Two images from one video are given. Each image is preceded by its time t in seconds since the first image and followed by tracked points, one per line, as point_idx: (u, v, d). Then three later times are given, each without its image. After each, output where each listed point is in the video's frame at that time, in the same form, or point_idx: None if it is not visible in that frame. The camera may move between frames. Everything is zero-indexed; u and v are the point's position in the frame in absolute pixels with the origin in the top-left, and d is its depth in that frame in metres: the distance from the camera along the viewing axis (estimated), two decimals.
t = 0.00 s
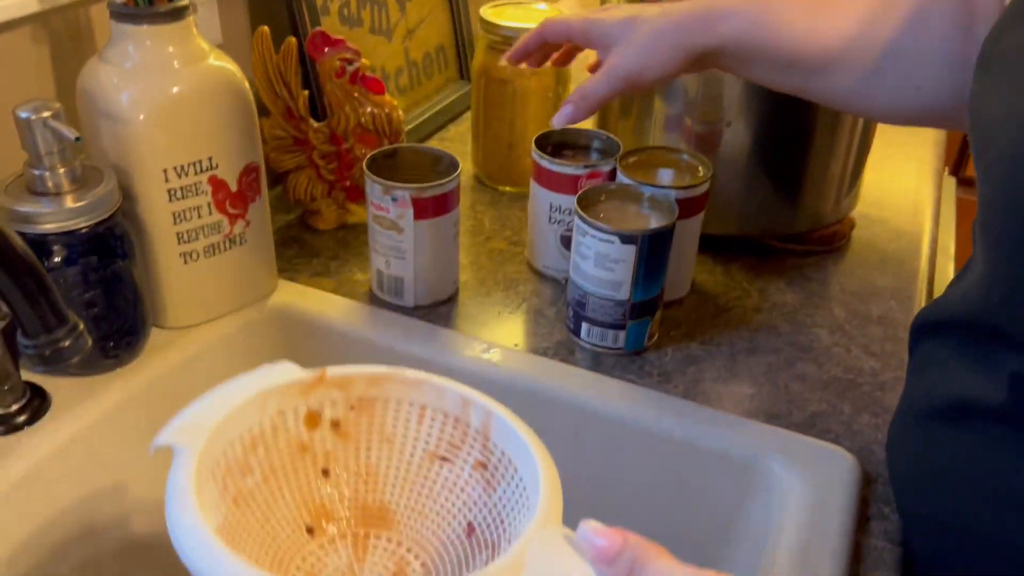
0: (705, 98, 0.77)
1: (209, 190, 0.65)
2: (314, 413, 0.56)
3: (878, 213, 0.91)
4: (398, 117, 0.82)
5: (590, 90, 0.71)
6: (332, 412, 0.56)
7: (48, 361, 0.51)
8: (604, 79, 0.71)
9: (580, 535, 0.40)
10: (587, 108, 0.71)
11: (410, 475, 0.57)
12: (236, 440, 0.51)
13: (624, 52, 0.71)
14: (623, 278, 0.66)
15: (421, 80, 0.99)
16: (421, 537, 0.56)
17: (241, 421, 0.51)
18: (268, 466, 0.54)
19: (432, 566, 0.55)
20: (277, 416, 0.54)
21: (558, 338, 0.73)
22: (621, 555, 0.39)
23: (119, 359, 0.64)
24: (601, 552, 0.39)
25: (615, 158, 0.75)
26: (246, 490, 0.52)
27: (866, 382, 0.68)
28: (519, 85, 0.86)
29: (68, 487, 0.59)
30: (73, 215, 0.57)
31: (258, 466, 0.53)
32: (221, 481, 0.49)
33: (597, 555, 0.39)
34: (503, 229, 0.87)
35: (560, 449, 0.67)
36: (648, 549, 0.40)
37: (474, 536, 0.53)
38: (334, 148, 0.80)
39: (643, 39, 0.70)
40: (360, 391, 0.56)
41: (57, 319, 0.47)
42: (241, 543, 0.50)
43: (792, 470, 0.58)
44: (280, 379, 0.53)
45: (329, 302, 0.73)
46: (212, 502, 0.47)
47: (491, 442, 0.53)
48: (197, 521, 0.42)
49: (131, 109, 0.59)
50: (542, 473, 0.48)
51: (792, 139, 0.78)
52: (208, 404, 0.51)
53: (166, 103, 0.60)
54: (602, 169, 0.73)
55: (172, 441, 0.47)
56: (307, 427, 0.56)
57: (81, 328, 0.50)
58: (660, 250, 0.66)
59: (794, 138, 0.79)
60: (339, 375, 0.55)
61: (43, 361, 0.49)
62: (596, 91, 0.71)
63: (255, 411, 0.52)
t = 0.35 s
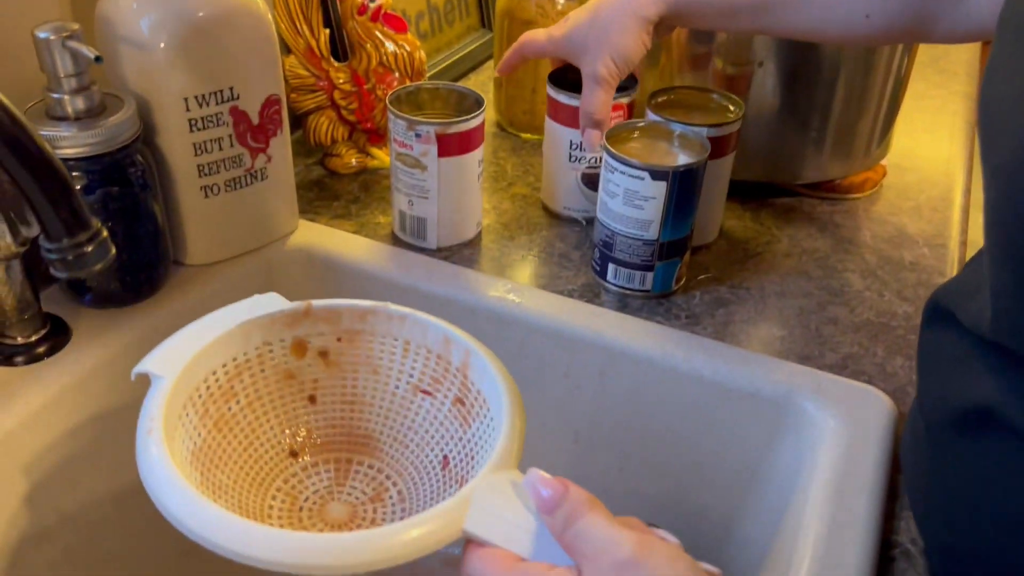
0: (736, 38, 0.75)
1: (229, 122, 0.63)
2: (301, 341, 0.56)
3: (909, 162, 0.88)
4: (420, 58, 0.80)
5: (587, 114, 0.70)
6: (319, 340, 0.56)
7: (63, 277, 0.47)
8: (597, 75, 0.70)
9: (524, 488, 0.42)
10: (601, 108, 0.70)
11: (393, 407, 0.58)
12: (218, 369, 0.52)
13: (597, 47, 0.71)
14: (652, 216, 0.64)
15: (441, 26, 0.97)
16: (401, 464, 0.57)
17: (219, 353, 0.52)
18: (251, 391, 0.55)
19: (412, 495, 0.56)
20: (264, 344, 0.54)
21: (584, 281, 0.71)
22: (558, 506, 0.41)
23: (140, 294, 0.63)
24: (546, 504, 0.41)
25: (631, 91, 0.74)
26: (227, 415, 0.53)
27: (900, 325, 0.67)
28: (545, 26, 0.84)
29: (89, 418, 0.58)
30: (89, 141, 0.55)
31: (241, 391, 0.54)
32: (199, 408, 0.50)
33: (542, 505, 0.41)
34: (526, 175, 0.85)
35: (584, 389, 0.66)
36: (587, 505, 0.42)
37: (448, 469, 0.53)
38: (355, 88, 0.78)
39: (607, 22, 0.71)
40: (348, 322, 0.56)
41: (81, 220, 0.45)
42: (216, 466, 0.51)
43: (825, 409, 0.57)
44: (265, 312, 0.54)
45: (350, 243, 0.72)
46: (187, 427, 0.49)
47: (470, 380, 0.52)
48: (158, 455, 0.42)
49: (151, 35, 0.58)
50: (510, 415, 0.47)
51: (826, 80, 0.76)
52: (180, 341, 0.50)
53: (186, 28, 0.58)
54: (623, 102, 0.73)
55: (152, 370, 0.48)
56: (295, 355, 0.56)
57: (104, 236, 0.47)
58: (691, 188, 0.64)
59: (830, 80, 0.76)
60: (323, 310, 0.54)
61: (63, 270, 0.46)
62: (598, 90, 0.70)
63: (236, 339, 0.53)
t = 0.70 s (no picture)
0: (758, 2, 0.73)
1: (242, 84, 0.63)
2: (322, 321, 0.56)
3: (931, 132, 0.87)
4: (435, 22, 0.80)
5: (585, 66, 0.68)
6: (338, 318, 0.56)
7: (75, 230, 0.47)
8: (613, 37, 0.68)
9: (529, 451, 0.43)
10: (606, 63, 0.67)
11: (413, 378, 0.58)
12: (245, 353, 0.52)
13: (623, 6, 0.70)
14: (670, 182, 0.63)
15: None
16: (425, 432, 0.57)
17: (245, 337, 0.52)
18: (278, 371, 0.55)
19: (435, 462, 0.55)
20: (287, 326, 0.54)
21: (599, 249, 0.70)
22: (557, 467, 0.41)
23: (152, 257, 0.63)
24: (548, 466, 0.42)
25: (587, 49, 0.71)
26: (255, 395, 0.53)
27: (921, 295, 0.65)
28: None
29: (102, 379, 0.58)
30: (103, 98, 0.55)
31: (268, 371, 0.54)
32: (227, 390, 0.50)
33: (544, 467, 0.42)
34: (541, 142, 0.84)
35: (600, 357, 0.65)
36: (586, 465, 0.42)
37: (466, 437, 0.53)
38: (369, 53, 0.77)
39: None
40: (365, 301, 0.56)
41: (93, 171, 0.44)
42: (246, 445, 0.51)
43: (845, 378, 0.56)
44: (286, 296, 0.53)
45: (364, 208, 0.71)
46: (216, 409, 0.49)
47: (483, 351, 0.52)
48: (192, 440, 0.43)
49: None
50: (522, 387, 0.47)
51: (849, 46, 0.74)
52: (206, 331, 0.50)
53: None
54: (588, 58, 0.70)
55: (181, 356, 0.48)
56: (317, 335, 0.56)
57: (116, 189, 0.46)
58: (710, 153, 0.62)
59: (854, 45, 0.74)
60: (340, 292, 0.55)
61: (76, 223, 0.45)
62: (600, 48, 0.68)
63: (261, 325, 0.52)
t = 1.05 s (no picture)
0: None
1: (255, 58, 0.62)
2: (345, 266, 0.57)
3: (950, 110, 0.86)
4: None
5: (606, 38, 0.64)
6: (361, 264, 0.57)
7: (91, 201, 0.46)
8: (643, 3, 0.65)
9: (535, 387, 0.44)
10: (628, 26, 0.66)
11: (431, 324, 0.58)
12: (270, 292, 0.53)
13: None
14: (685, 158, 0.62)
15: None
16: (441, 377, 0.58)
17: (271, 275, 0.53)
18: (302, 312, 0.56)
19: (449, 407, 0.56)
20: (311, 270, 0.55)
21: (613, 226, 0.70)
22: (559, 399, 0.42)
23: (166, 232, 0.63)
24: (552, 400, 0.43)
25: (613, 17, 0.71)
26: (280, 333, 0.54)
27: (938, 274, 0.65)
28: None
29: (117, 353, 0.58)
30: (118, 71, 0.54)
31: (293, 311, 0.55)
32: (253, 326, 0.52)
33: (548, 401, 0.43)
34: (554, 119, 0.83)
35: (613, 334, 0.65)
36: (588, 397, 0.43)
37: (480, 380, 0.54)
38: (382, 27, 0.77)
39: None
40: (387, 248, 0.56)
41: (107, 141, 0.44)
42: (270, 379, 0.52)
43: (860, 356, 0.56)
44: (311, 240, 0.54)
45: (377, 184, 0.71)
46: (242, 341, 0.50)
47: (498, 300, 0.53)
48: (218, 366, 0.44)
49: None
50: (533, 332, 0.48)
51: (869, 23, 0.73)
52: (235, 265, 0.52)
53: None
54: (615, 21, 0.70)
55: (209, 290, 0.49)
56: (340, 279, 0.57)
57: (131, 160, 0.46)
58: (726, 129, 0.62)
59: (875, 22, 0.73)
60: (362, 239, 0.55)
61: (92, 195, 0.45)
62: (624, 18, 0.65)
63: (285, 267, 0.54)
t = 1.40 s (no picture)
0: None
1: (260, 43, 0.62)
2: (370, 217, 0.56)
3: (958, 98, 0.85)
4: None
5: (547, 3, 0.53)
6: (386, 216, 0.56)
7: (93, 186, 0.46)
8: None
9: (578, 347, 0.42)
10: None
11: (453, 280, 0.58)
12: (296, 241, 0.52)
13: None
14: (691, 145, 0.62)
15: None
16: (462, 335, 0.58)
17: (297, 226, 0.52)
18: (325, 262, 0.55)
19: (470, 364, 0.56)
20: (336, 220, 0.54)
21: (618, 214, 0.69)
22: (608, 356, 0.41)
23: (170, 217, 0.63)
24: (597, 360, 0.41)
25: None
26: (303, 283, 0.53)
27: (944, 263, 0.65)
28: None
29: (122, 338, 0.59)
30: (122, 57, 0.54)
31: (316, 261, 0.54)
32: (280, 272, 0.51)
33: (593, 361, 0.41)
34: (560, 105, 0.83)
35: (618, 322, 0.65)
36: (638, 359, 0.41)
37: (505, 339, 0.54)
38: (387, 13, 0.76)
39: None
40: (415, 202, 0.55)
41: (110, 126, 0.44)
42: (294, 328, 0.52)
43: (866, 344, 0.56)
44: (341, 190, 0.54)
45: (381, 170, 0.71)
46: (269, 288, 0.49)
47: (527, 259, 0.53)
48: (252, 308, 0.43)
49: None
50: (565, 291, 0.47)
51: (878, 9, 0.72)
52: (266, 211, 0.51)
53: None
54: None
55: (239, 234, 0.49)
56: (364, 231, 0.56)
57: (134, 146, 0.46)
58: (733, 117, 0.61)
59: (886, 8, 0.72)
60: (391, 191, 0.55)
61: (95, 180, 0.45)
62: None
63: (313, 216, 0.53)
